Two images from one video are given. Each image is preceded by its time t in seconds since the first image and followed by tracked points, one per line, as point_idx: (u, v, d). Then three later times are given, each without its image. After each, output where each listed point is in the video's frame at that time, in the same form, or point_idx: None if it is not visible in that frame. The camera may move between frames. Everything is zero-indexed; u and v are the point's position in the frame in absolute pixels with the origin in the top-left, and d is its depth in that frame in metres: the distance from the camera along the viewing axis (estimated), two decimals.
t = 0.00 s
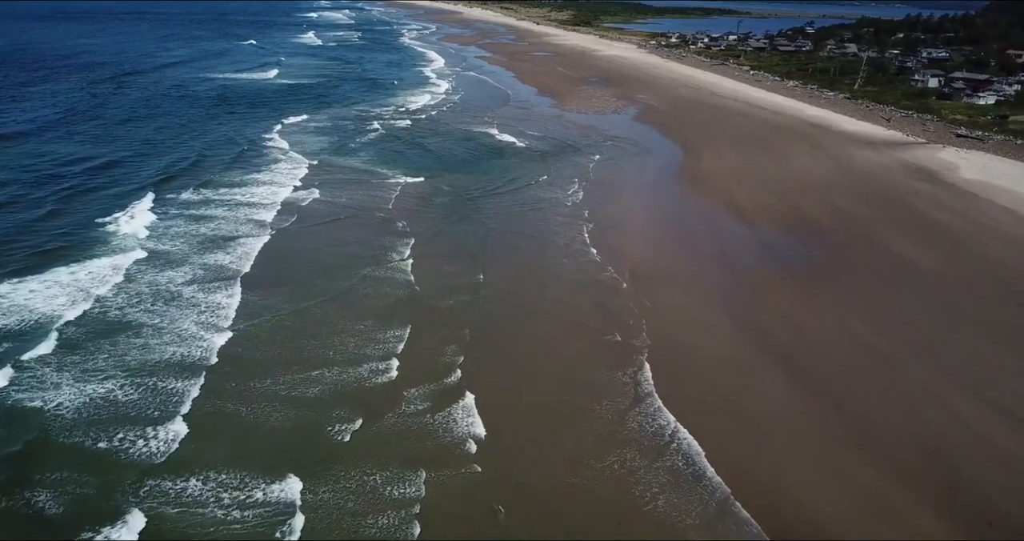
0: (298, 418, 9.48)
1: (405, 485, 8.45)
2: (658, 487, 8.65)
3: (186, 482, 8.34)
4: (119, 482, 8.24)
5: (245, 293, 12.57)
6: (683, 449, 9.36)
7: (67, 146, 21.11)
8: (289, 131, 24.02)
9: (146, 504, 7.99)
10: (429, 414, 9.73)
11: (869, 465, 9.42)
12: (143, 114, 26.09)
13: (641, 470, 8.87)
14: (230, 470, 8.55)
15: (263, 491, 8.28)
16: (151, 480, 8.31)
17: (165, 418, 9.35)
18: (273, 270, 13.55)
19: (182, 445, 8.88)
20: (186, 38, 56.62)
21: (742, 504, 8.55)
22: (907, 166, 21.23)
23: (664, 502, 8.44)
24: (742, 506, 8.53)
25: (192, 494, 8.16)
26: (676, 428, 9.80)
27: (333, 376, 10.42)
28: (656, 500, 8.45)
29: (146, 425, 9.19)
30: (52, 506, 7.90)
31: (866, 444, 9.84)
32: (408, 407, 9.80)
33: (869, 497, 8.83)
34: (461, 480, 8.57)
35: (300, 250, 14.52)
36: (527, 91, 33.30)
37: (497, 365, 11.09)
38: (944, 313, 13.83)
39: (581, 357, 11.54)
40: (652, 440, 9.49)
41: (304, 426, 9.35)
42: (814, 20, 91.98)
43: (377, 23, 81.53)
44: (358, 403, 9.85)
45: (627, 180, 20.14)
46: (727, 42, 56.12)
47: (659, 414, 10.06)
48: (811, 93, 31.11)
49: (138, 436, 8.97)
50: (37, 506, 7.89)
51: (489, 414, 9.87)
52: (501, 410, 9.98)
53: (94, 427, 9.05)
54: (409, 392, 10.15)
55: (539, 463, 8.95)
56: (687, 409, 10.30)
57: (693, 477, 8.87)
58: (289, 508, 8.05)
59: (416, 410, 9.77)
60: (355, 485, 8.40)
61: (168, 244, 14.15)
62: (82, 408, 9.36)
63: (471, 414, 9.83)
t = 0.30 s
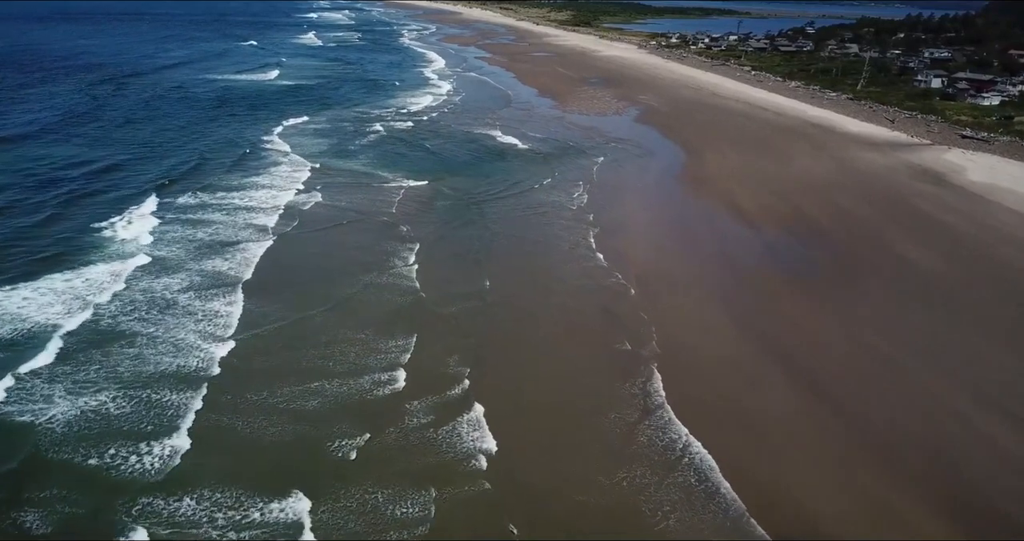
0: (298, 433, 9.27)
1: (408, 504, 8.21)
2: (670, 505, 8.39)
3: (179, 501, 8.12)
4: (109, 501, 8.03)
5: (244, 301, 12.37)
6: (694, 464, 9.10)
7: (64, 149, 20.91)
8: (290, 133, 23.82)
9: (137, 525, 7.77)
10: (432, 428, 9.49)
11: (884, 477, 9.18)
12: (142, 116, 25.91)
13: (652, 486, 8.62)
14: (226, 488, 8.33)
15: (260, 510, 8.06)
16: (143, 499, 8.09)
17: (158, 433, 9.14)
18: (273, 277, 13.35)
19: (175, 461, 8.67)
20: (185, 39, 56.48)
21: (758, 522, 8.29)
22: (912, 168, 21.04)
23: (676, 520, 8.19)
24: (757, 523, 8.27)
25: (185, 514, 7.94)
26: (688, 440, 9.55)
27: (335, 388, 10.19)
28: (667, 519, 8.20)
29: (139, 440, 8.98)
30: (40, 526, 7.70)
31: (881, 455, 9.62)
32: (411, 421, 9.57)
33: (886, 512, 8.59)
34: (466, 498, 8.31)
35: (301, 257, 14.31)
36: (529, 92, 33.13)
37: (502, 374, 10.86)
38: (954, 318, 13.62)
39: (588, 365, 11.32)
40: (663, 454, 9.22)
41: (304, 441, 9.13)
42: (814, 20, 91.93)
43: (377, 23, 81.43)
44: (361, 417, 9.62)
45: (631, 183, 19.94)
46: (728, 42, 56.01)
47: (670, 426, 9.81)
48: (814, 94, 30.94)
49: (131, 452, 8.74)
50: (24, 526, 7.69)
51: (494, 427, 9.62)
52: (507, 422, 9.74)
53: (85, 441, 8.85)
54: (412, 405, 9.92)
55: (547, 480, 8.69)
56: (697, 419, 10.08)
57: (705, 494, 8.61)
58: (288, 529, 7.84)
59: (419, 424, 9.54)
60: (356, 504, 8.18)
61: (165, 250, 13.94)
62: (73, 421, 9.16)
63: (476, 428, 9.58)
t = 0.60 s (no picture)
0: (297, 447, 9.08)
1: (411, 521, 8.02)
2: (679, 522, 8.20)
3: (173, 518, 7.93)
4: (100, 517, 7.87)
5: (243, 307, 12.19)
6: (703, 478, 8.90)
7: (62, 152, 20.72)
8: (290, 135, 23.66)
9: None
10: (435, 441, 9.30)
11: (898, 488, 8.98)
12: (140, 117, 25.76)
13: (660, 503, 8.42)
14: (222, 505, 8.15)
15: (257, 528, 7.87)
16: (136, 516, 7.91)
17: (150, 446, 8.97)
18: (273, 283, 13.18)
19: (170, 475, 8.49)
20: (184, 40, 56.29)
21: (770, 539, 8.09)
22: (917, 170, 20.88)
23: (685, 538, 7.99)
24: None
25: (179, 532, 7.76)
26: (698, 451, 9.36)
27: (337, 399, 10.02)
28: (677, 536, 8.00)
29: (131, 452, 8.81)
30: None
31: (895, 463, 9.44)
32: (413, 434, 9.39)
33: (901, 525, 8.38)
34: (470, 516, 8.12)
35: (302, 262, 14.14)
36: (530, 93, 32.99)
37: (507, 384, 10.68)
38: (963, 321, 13.46)
39: (594, 374, 11.15)
40: (672, 468, 9.02)
41: (303, 455, 8.94)
42: (814, 20, 91.88)
43: (377, 24, 81.29)
44: (363, 430, 9.44)
45: (634, 185, 19.77)
46: (728, 42, 55.88)
47: (679, 437, 9.62)
48: (816, 95, 30.77)
49: (124, 467, 8.56)
50: None
51: (499, 440, 9.43)
52: (513, 433, 9.56)
53: (76, 454, 8.68)
54: (415, 417, 9.74)
55: (554, 496, 8.49)
56: (707, 428, 9.90)
57: (715, 510, 8.42)
58: None
59: (421, 437, 9.36)
60: (357, 521, 7.99)
61: (163, 255, 13.76)
62: (64, 433, 9.00)
63: (480, 441, 9.38)
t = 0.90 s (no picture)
0: (296, 461, 8.88)
1: None
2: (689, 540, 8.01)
3: (165, 536, 7.75)
4: (88, 535, 7.69)
5: (241, 313, 12.02)
6: (713, 493, 8.71)
7: (58, 154, 20.53)
8: (290, 137, 23.50)
9: None
10: (437, 454, 9.10)
11: (909, 501, 8.83)
12: (138, 119, 25.59)
13: (669, 520, 8.23)
14: (217, 522, 7.95)
15: None
16: (126, 534, 7.71)
17: (142, 459, 8.79)
18: (272, 289, 13.02)
19: (162, 491, 8.31)
20: (182, 41, 56.04)
21: None
22: (921, 172, 20.72)
23: None
24: None
25: None
26: (708, 465, 9.16)
27: (337, 412, 9.82)
28: None
29: (121, 466, 8.64)
30: None
31: (906, 474, 9.29)
32: (415, 448, 9.18)
33: None
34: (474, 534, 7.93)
35: (303, 268, 13.97)
36: (531, 93, 32.82)
37: (511, 394, 10.50)
38: (972, 326, 13.30)
39: (599, 383, 10.96)
40: (680, 483, 8.83)
41: (302, 470, 8.74)
42: (813, 20, 91.80)
43: (376, 24, 81.03)
44: (364, 443, 9.25)
45: (637, 187, 19.61)
46: (728, 42, 55.72)
47: (687, 449, 9.43)
48: (818, 95, 30.61)
49: (114, 483, 8.38)
50: None
51: (504, 453, 9.24)
52: (519, 446, 9.38)
53: (65, 468, 8.52)
54: (416, 430, 9.54)
55: (560, 513, 8.30)
56: (714, 438, 9.73)
57: (725, 527, 8.22)
58: None
59: (423, 451, 9.15)
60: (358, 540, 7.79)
61: (159, 261, 13.58)
62: (54, 446, 8.83)
63: (483, 454, 9.18)
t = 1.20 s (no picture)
0: (295, 475, 8.66)
1: None
2: None
3: None
4: None
5: (237, 320, 11.84)
6: (723, 508, 8.48)
7: (54, 157, 20.33)
8: (291, 138, 23.34)
9: None
10: (439, 468, 8.87)
11: (922, 513, 8.64)
12: (137, 120, 25.43)
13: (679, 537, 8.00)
14: None
15: None
16: None
17: (132, 473, 8.58)
18: (271, 295, 12.85)
19: (154, 508, 8.11)
20: (182, 41, 55.92)
21: None
22: (926, 173, 20.56)
23: None
24: None
25: None
26: (718, 479, 8.94)
27: (336, 424, 9.61)
28: None
29: (111, 480, 8.44)
30: None
31: (920, 485, 9.10)
32: (416, 462, 8.95)
33: None
34: None
35: (303, 273, 13.79)
36: (531, 94, 32.65)
37: (516, 404, 10.28)
38: (980, 328, 13.11)
39: (605, 392, 10.74)
40: (690, 497, 8.61)
41: (301, 486, 8.51)
42: (813, 20, 91.65)
43: (375, 24, 80.83)
44: (365, 456, 9.03)
45: (641, 189, 19.45)
46: (728, 42, 55.56)
47: (695, 462, 9.21)
48: (820, 96, 30.45)
49: (104, 499, 8.18)
50: None
51: (508, 465, 9.00)
52: (525, 458, 9.16)
53: (53, 484, 8.33)
54: (418, 442, 9.32)
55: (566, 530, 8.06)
56: (724, 448, 9.54)
57: None
58: None
59: (424, 465, 8.92)
60: None
61: (155, 266, 13.40)
62: (42, 460, 8.64)
63: (486, 468, 8.93)
